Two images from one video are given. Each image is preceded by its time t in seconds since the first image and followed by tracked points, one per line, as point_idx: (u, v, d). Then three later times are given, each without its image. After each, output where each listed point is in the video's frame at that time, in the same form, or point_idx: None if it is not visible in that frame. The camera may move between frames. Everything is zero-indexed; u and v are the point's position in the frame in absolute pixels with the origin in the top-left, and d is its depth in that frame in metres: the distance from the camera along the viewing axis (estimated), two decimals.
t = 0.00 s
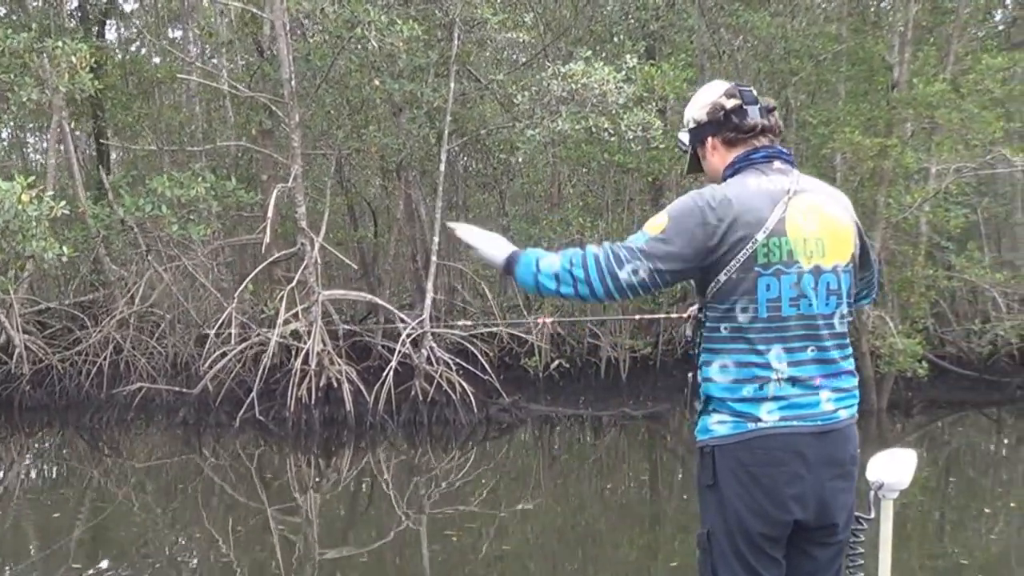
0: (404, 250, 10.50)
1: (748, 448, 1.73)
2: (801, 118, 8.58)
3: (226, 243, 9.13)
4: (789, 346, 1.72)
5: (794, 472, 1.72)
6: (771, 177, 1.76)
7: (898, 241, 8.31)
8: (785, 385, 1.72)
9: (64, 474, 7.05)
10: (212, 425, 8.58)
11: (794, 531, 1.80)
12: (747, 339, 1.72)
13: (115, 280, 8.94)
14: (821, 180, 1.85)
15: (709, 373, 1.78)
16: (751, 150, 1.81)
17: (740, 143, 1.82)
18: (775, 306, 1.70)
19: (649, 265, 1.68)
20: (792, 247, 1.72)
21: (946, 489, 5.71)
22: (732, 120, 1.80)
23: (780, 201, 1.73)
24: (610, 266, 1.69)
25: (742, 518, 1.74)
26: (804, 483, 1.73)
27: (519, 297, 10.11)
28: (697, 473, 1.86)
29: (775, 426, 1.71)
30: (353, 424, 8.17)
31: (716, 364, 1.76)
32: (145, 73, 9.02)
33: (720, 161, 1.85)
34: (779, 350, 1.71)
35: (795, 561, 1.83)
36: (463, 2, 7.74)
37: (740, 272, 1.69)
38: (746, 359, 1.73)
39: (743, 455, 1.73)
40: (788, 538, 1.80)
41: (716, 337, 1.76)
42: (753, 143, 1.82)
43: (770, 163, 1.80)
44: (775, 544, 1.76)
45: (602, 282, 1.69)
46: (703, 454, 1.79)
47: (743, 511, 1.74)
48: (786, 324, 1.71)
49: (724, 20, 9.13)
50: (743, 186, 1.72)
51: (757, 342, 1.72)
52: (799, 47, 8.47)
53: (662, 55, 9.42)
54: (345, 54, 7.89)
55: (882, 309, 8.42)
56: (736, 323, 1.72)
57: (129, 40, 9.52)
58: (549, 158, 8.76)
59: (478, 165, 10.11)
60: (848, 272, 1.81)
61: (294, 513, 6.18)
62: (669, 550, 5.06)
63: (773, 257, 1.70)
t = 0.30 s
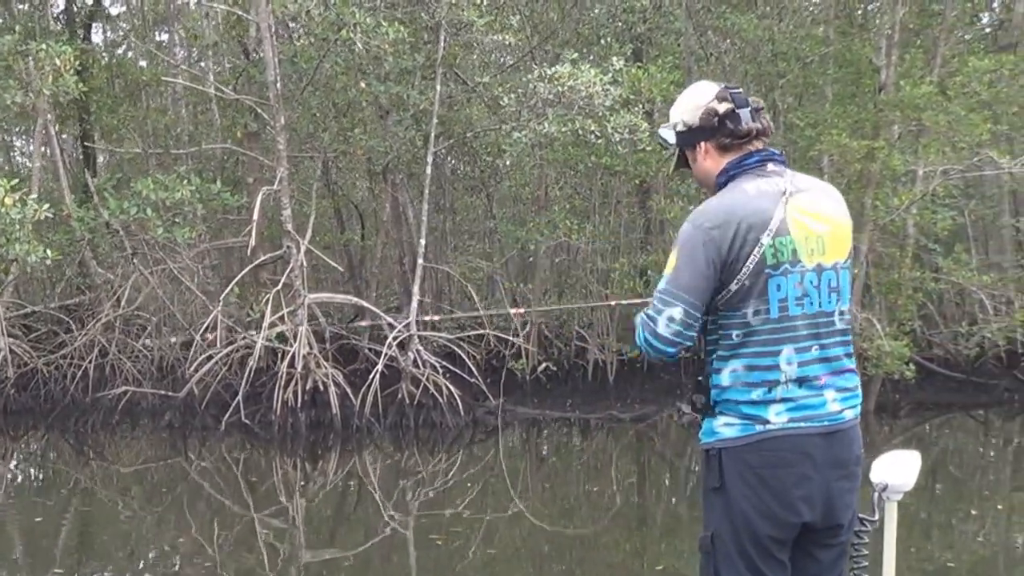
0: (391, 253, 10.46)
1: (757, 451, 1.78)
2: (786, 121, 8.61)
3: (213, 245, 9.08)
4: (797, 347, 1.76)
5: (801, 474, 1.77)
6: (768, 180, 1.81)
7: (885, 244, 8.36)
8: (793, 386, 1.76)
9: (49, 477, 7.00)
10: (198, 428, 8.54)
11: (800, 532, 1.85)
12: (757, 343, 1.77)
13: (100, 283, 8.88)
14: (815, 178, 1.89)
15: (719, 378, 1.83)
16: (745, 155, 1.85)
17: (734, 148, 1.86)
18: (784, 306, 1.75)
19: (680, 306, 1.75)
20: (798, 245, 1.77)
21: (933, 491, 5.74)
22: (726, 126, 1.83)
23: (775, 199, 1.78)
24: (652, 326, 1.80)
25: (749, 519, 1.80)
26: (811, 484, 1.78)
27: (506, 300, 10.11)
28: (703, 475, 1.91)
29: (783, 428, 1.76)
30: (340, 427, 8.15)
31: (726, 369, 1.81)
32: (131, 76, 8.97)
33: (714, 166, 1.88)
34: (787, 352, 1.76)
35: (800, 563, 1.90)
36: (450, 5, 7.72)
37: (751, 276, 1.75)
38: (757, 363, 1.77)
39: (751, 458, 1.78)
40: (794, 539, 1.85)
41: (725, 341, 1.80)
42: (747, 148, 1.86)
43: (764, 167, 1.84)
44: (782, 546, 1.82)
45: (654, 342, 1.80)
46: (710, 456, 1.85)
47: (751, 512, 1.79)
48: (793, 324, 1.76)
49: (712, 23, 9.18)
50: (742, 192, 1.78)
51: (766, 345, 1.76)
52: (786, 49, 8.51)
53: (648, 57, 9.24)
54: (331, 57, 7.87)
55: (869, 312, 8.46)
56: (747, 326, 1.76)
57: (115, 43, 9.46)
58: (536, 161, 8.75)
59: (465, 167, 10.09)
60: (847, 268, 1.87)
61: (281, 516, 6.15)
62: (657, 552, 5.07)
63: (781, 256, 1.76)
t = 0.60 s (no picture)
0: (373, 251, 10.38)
1: (767, 450, 1.75)
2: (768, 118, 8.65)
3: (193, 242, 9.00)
4: (799, 343, 1.74)
5: (812, 473, 1.76)
6: (760, 179, 1.79)
7: (867, 242, 8.39)
8: (801, 384, 1.74)
9: (26, 476, 6.91)
10: (178, 426, 8.47)
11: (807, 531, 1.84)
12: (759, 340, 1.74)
13: (82, 280, 8.80)
14: (809, 174, 1.87)
15: (721, 375, 1.80)
16: (737, 156, 1.84)
17: (726, 151, 1.85)
18: (777, 306, 1.73)
19: (640, 264, 1.71)
20: (792, 243, 1.75)
21: (915, 488, 5.76)
22: (716, 130, 1.82)
23: (770, 197, 1.76)
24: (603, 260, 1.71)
25: (761, 520, 1.77)
26: (821, 482, 1.76)
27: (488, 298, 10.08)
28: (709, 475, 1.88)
29: (794, 427, 1.74)
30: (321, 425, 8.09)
31: (728, 365, 1.78)
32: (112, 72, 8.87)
33: (705, 171, 1.87)
34: (792, 348, 1.73)
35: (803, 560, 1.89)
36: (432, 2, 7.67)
37: (739, 274, 1.73)
38: (760, 360, 1.74)
39: (762, 458, 1.76)
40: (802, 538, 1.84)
41: (726, 338, 1.77)
42: (738, 149, 1.85)
43: (759, 166, 1.83)
44: (790, 546, 1.81)
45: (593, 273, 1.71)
46: (719, 456, 1.81)
47: (761, 511, 1.77)
48: (798, 321, 1.73)
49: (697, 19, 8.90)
50: (737, 189, 1.76)
51: (770, 342, 1.73)
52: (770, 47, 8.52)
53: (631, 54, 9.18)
54: (312, 53, 7.81)
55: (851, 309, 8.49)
56: (742, 325, 1.74)
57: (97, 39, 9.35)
58: (518, 158, 8.72)
59: (447, 165, 10.04)
60: (848, 263, 1.85)
61: (262, 515, 6.10)
62: (639, 551, 5.06)
63: (772, 257, 1.73)
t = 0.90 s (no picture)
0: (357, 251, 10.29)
1: (773, 450, 1.76)
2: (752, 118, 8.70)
3: (176, 242, 8.93)
4: (807, 343, 1.75)
5: (817, 473, 1.77)
6: (764, 178, 1.80)
7: (851, 243, 8.42)
8: (808, 385, 1.75)
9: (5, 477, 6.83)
10: (160, 427, 8.40)
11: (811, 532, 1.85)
12: (771, 341, 1.75)
13: (64, 280, 8.67)
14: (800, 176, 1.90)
15: (731, 380, 1.80)
16: (736, 155, 1.83)
17: (724, 151, 1.84)
18: (794, 304, 1.74)
19: (731, 309, 1.68)
20: (805, 242, 1.76)
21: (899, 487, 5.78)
22: (717, 126, 1.82)
23: (782, 197, 1.77)
24: (706, 335, 1.69)
25: (767, 521, 1.78)
26: (826, 483, 1.77)
27: (472, 298, 10.05)
28: (712, 477, 1.89)
29: (801, 428, 1.75)
30: (304, 426, 8.04)
31: (738, 371, 1.79)
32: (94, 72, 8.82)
33: (703, 170, 1.85)
34: (798, 348, 1.74)
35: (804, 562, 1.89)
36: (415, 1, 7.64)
37: (766, 278, 1.73)
38: (771, 362, 1.75)
39: (768, 458, 1.77)
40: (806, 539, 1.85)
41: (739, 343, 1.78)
42: (736, 148, 1.84)
43: (756, 166, 1.83)
44: (795, 547, 1.82)
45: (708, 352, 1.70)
46: (725, 457, 1.82)
47: (768, 513, 1.77)
48: (805, 320, 1.75)
49: (679, 20, 8.88)
50: (746, 193, 1.75)
51: (780, 342, 1.74)
52: (754, 47, 8.54)
53: (615, 53, 9.15)
54: (295, 53, 7.77)
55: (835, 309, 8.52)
56: (761, 327, 1.74)
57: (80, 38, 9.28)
58: (502, 158, 8.70)
59: (432, 165, 9.99)
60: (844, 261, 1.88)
61: (243, 515, 6.05)
62: (623, 551, 5.05)
63: (791, 255, 1.74)
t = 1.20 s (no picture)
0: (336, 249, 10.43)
1: (782, 450, 1.77)
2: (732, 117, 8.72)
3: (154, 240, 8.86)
4: (814, 341, 1.76)
5: (824, 472, 1.78)
6: (764, 176, 1.81)
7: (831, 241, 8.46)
8: (816, 382, 1.76)
9: None
10: (138, 426, 8.32)
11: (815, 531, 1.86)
12: (781, 340, 1.75)
13: (43, 279, 8.70)
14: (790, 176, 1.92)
15: (741, 381, 1.79)
16: (735, 153, 1.84)
17: (722, 148, 1.85)
18: (802, 302, 1.75)
19: (757, 308, 1.69)
20: (809, 239, 1.77)
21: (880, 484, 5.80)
22: (714, 125, 1.84)
23: (785, 194, 1.78)
24: (735, 342, 1.70)
25: (777, 520, 1.79)
26: (832, 481, 1.79)
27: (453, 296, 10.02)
28: (716, 476, 1.89)
29: (808, 426, 1.76)
30: (283, 425, 7.98)
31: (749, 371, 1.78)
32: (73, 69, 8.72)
33: (703, 168, 1.85)
34: (806, 346, 1.75)
35: (805, 561, 1.90)
36: None
37: (778, 274, 1.74)
38: (781, 360, 1.75)
39: (777, 459, 1.77)
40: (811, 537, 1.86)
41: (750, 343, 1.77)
42: (733, 147, 1.85)
43: (755, 164, 1.84)
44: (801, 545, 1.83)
45: (739, 358, 1.71)
46: (731, 458, 1.83)
47: (777, 512, 1.78)
48: (812, 319, 1.76)
49: (661, 19, 8.84)
50: (751, 192, 1.75)
51: (789, 340, 1.75)
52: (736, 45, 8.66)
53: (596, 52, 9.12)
54: (274, 50, 7.69)
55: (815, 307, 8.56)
56: (773, 325, 1.74)
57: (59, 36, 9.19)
58: (483, 157, 8.68)
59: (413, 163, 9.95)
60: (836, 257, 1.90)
61: (222, 514, 6.00)
62: (604, 550, 5.05)
63: (798, 251, 1.75)
